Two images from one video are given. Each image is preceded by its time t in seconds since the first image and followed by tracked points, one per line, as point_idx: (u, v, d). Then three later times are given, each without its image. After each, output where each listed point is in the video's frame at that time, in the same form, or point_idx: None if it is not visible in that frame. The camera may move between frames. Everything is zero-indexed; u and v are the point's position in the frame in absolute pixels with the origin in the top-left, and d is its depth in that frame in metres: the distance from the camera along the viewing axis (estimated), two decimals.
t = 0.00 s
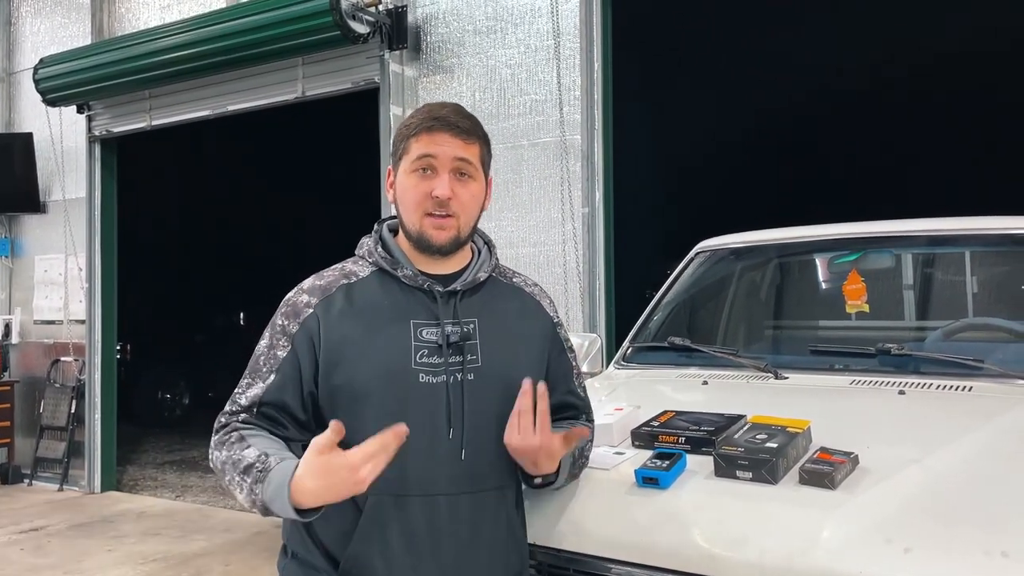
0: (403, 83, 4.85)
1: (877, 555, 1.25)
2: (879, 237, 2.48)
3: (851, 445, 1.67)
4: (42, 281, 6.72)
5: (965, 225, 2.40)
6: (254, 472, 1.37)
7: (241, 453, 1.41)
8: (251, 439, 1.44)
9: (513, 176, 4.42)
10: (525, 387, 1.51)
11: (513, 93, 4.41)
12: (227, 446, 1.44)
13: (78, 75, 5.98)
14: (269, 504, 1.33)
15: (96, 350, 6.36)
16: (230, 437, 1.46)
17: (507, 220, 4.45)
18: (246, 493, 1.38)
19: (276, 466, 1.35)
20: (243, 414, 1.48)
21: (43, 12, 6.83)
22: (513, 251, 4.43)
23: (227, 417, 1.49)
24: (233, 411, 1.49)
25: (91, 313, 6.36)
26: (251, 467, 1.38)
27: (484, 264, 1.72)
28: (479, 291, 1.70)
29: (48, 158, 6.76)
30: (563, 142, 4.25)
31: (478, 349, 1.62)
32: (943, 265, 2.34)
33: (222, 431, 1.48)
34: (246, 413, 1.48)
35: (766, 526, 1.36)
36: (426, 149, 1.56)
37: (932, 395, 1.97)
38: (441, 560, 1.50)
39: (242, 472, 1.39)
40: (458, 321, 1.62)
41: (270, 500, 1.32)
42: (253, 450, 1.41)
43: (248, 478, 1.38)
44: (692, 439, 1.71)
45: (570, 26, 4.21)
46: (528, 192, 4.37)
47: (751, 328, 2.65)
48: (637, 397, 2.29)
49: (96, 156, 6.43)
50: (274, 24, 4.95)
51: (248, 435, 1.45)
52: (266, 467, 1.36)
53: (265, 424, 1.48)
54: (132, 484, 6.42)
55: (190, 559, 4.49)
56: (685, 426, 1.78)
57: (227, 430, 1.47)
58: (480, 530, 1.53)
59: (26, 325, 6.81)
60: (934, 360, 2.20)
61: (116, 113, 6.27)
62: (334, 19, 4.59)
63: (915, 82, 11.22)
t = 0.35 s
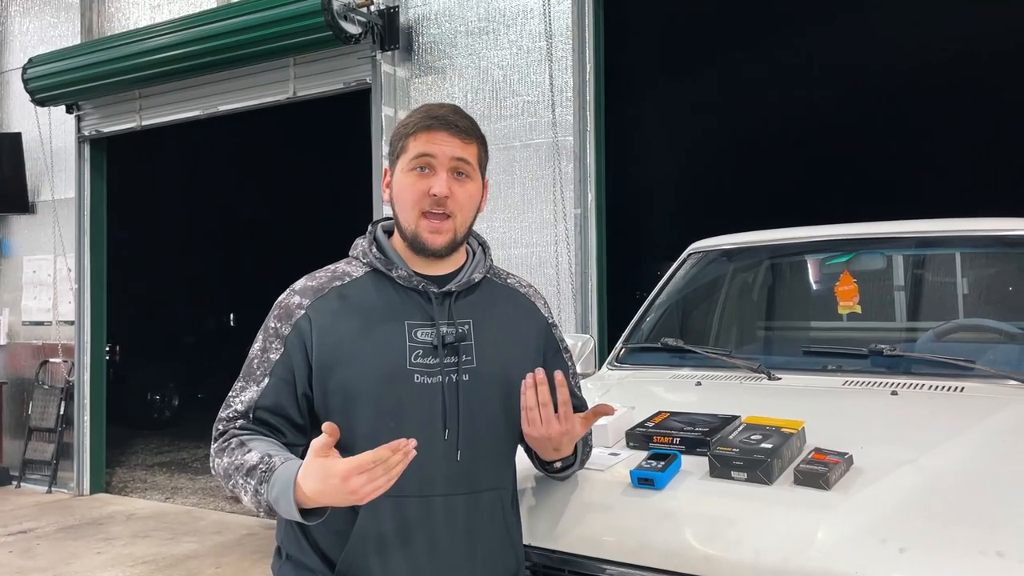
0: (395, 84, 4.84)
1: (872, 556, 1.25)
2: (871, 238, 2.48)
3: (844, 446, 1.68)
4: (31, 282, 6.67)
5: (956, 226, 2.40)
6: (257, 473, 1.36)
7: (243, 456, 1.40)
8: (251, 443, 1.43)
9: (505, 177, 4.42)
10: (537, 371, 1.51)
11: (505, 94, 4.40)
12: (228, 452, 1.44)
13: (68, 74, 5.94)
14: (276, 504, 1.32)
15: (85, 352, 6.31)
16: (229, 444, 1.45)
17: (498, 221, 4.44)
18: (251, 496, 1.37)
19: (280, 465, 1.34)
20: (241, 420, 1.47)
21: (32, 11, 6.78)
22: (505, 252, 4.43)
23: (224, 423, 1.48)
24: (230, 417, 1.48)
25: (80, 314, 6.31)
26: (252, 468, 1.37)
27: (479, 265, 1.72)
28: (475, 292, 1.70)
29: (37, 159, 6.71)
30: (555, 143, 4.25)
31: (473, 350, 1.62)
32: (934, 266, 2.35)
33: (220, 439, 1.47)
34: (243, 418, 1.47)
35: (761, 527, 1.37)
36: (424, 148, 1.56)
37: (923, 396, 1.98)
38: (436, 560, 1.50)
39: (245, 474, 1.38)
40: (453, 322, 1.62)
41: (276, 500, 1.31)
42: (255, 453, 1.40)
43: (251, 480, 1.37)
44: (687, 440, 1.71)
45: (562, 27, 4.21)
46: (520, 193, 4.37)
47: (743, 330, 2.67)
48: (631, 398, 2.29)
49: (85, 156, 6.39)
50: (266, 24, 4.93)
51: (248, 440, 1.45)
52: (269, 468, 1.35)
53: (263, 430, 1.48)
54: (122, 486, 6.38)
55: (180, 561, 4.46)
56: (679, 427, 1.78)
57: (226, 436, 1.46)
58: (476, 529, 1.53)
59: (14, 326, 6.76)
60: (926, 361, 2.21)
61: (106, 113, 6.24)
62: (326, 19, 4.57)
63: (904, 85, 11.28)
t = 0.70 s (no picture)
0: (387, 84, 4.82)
1: (867, 556, 1.25)
2: (863, 238, 2.49)
3: (837, 446, 1.68)
4: (19, 282, 6.63)
5: (947, 227, 2.42)
6: (232, 476, 1.34)
7: (226, 456, 1.38)
8: (237, 444, 1.41)
9: (497, 177, 4.42)
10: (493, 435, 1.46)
11: (497, 94, 4.40)
12: (212, 450, 1.41)
13: (56, 73, 5.90)
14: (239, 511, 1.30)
15: (75, 352, 6.27)
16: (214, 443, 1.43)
17: (491, 221, 4.44)
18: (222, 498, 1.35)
19: (253, 473, 1.33)
20: (232, 419, 1.45)
21: (21, 9, 6.73)
22: (497, 253, 4.43)
23: (215, 420, 1.46)
24: (221, 416, 1.46)
25: (69, 315, 6.26)
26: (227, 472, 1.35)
27: (476, 265, 1.72)
28: (471, 292, 1.70)
29: (25, 158, 6.66)
30: (548, 144, 4.25)
31: (470, 350, 1.62)
32: (925, 267, 2.36)
33: (208, 435, 1.44)
34: (234, 418, 1.45)
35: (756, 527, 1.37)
36: (424, 145, 1.56)
37: (915, 397, 1.98)
38: (432, 561, 1.50)
39: (221, 476, 1.36)
40: (450, 322, 1.62)
41: (240, 506, 1.30)
42: (236, 454, 1.38)
43: (225, 481, 1.35)
44: (682, 440, 1.71)
45: (555, 27, 4.21)
46: (512, 194, 4.37)
47: (735, 330, 2.68)
48: (625, 399, 2.29)
49: (75, 156, 6.35)
50: (257, 24, 4.91)
51: (234, 440, 1.42)
52: (243, 472, 1.34)
53: (253, 430, 1.46)
54: (111, 487, 6.33)
55: (170, 563, 4.43)
56: (674, 427, 1.79)
57: (214, 434, 1.44)
58: (472, 530, 1.53)
59: (2, 326, 6.70)
60: (919, 362, 2.20)
61: (95, 113, 6.20)
62: (318, 19, 4.56)
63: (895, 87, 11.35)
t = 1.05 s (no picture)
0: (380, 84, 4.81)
1: (865, 556, 1.26)
2: (857, 240, 2.50)
3: (832, 448, 1.68)
4: (9, 283, 6.59)
5: (940, 229, 2.42)
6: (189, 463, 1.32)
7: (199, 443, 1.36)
8: (212, 435, 1.39)
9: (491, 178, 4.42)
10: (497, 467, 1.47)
11: (491, 95, 4.40)
12: (188, 432, 1.38)
13: (46, 73, 5.87)
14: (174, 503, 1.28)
15: (65, 352, 6.22)
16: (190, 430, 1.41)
17: (484, 223, 4.44)
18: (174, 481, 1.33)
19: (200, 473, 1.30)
20: (213, 406, 1.44)
21: (11, 9, 6.69)
22: (491, 254, 4.42)
23: (196, 406, 1.44)
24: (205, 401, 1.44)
25: (59, 315, 6.22)
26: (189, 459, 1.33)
27: (475, 266, 1.72)
28: (470, 293, 1.70)
29: (15, 158, 6.61)
30: (541, 145, 4.25)
31: (468, 351, 1.62)
32: (918, 268, 2.37)
33: (189, 417, 1.42)
34: (216, 405, 1.43)
35: (753, 528, 1.37)
36: (427, 148, 1.56)
37: (910, 398, 1.98)
38: (429, 563, 1.50)
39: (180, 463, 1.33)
40: (449, 323, 1.62)
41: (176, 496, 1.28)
42: (209, 445, 1.36)
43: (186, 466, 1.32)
44: (679, 441, 1.71)
45: (548, 29, 4.22)
46: (506, 196, 4.36)
47: (729, 331, 2.68)
48: (620, 399, 2.29)
49: (65, 155, 6.31)
50: (249, 23, 4.90)
51: (212, 429, 1.40)
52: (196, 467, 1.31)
53: (232, 421, 1.43)
54: (101, 489, 6.29)
55: (161, 565, 4.41)
56: (670, 428, 1.79)
57: (193, 417, 1.42)
58: (469, 533, 1.54)
59: None
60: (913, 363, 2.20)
61: (86, 112, 6.16)
62: (311, 19, 4.55)
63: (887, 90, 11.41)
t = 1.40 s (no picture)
0: (374, 85, 4.79)
1: (863, 558, 1.26)
2: (852, 243, 2.51)
3: (828, 450, 1.68)
4: None
5: (934, 232, 2.43)
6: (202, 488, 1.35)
7: (206, 468, 1.38)
8: (221, 455, 1.41)
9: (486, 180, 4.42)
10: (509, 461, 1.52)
11: (486, 96, 4.40)
12: (197, 457, 1.41)
13: (37, 72, 5.83)
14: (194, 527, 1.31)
15: (56, 354, 6.17)
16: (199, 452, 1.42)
17: (479, 224, 4.43)
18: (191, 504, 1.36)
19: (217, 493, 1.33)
20: (222, 423, 1.44)
21: (3, 7, 6.65)
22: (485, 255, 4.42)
23: (206, 423, 1.45)
24: (213, 421, 1.45)
25: (50, 316, 6.18)
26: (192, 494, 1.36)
27: (476, 268, 1.72)
28: (470, 295, 1.70)
29: (7, 157, 6.58)
30: (536, 146, 4.25)
31: (469, 354, 1.62)
32: (912, 270, 2.37)
33: (198, 439, 1.44)
34: (225, 422, 1.44)
35: (751, 530, 1.37)
36: (426, 149, 1.55)
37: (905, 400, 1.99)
38: (431, 567, 1.50)
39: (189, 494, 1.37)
40: (450, 325, 1.62)
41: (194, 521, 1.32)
42: (216, 466, 1.38)
43: (197, 494, 1.35)
44: (676, 443, 1.71)
45: (543, 30, 4.21)
46: (501, 196, 4.36)
47: (723, 333, 2.68)
48: (615, 401, 2.29)
49: (57, 155, 6.28)
50: (242, 24, 4.88)
51: (219, 451, 1.42)
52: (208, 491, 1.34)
53: (240, 436, 1.44)
54: (93, 491, 6.25)
55: (152, 567, 4.38)
56: (667, 430, 1.79)
57: (202, 439, 1.43)
58: (471, 536, 1.54)
59: None
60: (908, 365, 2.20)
61: (78, 112, 6.13)
62: (305, 19, 4.52)
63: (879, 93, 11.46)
